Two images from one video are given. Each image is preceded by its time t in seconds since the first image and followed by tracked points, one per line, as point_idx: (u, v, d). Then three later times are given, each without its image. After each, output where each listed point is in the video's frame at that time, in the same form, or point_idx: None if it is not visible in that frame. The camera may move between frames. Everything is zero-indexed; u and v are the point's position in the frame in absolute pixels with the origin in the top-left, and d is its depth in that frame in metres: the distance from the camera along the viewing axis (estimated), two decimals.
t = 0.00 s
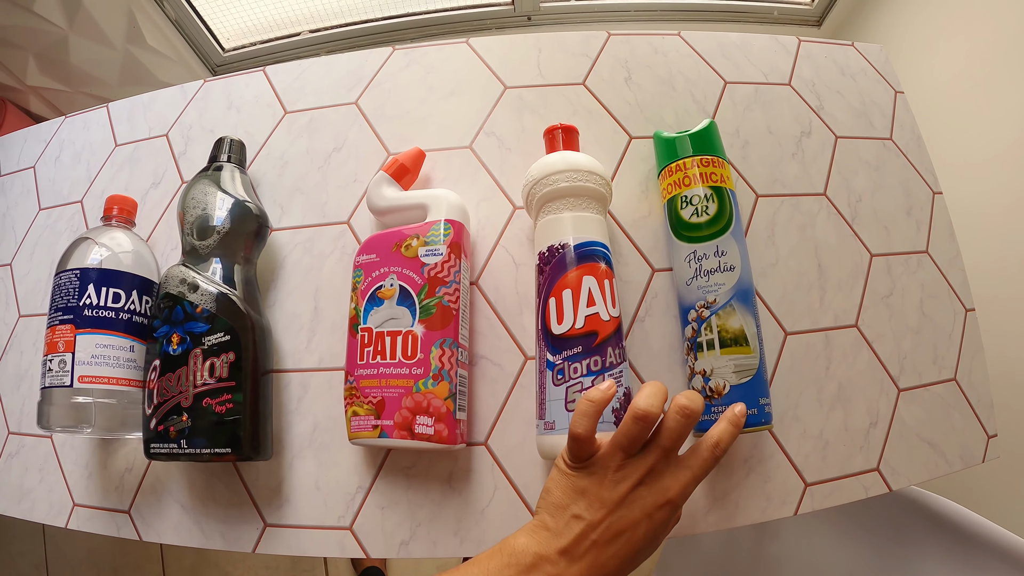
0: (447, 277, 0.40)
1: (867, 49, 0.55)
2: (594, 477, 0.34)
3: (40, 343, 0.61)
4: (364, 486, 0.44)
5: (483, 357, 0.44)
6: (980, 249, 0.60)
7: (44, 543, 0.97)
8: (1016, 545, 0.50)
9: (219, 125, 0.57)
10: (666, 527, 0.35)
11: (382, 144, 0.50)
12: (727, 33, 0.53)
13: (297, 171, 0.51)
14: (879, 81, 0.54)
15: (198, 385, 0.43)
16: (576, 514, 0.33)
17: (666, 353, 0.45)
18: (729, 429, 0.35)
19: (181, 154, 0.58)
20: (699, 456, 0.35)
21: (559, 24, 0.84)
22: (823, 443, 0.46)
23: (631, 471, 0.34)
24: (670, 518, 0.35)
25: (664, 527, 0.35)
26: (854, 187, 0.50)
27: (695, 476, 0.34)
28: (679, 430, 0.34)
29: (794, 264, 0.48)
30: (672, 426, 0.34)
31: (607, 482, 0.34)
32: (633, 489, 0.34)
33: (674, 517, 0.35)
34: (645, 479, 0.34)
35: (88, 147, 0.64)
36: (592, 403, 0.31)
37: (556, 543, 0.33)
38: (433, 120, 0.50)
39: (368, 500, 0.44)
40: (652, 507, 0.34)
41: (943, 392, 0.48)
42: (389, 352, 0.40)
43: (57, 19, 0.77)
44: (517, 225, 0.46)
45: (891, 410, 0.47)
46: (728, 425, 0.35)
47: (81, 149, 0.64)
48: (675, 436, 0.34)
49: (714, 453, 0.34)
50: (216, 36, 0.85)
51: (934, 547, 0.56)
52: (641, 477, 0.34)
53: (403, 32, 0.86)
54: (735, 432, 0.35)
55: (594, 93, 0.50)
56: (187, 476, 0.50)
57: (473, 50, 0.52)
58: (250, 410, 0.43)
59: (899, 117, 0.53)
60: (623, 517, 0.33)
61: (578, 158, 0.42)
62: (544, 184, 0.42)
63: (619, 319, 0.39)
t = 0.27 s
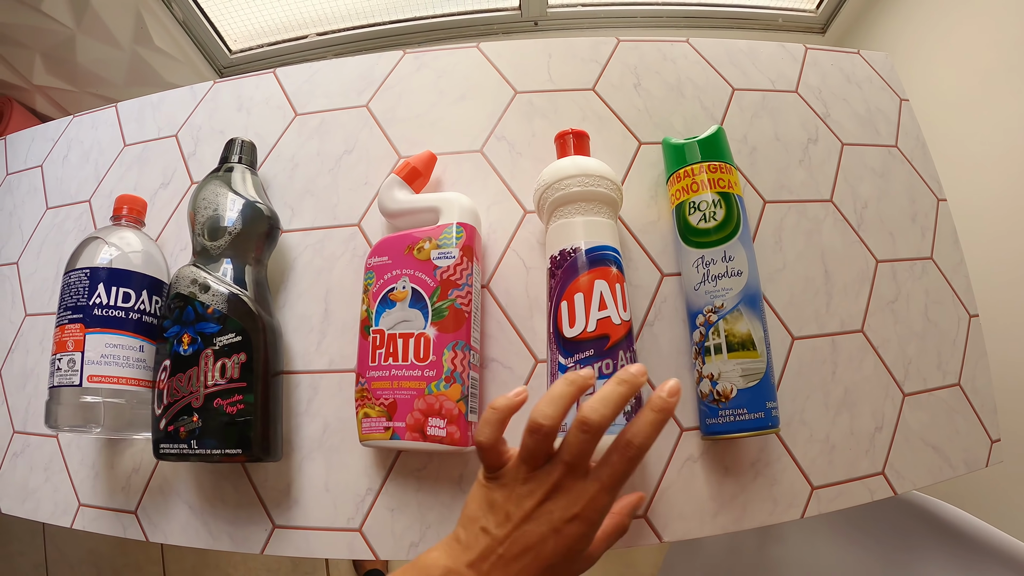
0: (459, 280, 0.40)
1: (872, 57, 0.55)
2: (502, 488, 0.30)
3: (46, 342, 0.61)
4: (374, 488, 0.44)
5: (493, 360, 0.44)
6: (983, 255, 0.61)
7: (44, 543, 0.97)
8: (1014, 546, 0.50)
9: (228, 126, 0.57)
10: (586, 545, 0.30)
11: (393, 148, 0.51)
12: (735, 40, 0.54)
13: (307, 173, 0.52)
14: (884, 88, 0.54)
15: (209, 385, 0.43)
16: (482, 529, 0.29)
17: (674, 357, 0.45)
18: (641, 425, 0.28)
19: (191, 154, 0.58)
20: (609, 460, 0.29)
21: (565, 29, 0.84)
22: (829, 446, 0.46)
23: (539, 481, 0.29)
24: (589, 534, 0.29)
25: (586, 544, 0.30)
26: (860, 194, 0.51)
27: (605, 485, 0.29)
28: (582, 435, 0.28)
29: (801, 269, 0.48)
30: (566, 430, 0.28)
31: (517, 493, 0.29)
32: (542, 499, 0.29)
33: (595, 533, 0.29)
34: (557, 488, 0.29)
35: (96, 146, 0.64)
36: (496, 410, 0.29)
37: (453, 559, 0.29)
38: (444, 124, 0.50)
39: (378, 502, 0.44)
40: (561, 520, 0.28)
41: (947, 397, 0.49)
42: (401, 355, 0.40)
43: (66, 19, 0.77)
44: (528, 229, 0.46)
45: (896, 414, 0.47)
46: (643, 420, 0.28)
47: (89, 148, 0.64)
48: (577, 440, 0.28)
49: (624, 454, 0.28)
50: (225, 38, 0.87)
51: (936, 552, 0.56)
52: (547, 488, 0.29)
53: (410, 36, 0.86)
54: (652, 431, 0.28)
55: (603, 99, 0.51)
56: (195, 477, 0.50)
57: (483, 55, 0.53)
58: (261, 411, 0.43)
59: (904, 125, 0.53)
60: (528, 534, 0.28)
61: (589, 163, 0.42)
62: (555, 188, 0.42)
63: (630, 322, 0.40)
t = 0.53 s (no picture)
0: (498, 283, 0.41)
1: (888, 66, 0.57)
2: (338, 511, 0.36)
3: (65, 344, 0.60)
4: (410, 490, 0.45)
5: (531, 363, 0.45)
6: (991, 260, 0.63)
7: (49, 546, 0.96)
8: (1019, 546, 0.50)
9: (254, 128, 0.57)
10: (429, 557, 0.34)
11: (424, 151, 0.51)
12: (758, 49, 0.55)
13: (337, 176, 0.52)
14: (900, 98, 0.56)
15: (245, 388, 0.42)
16: (328, 551, 0.34)
17: (704, 360, 0.47)
18: (445, 440, 0.33)
19: (216, 156, 0.58)
20: (417, 479, 0.33)
21: (580, 35, 0.85)
22: (852, 446, 0.47)
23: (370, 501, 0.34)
24: (421, 545, 0.33)
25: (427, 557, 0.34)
26: (879, 201, 0.53)
27: (418, 500, 0.33)
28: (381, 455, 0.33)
29: (824, 274, 0.50)
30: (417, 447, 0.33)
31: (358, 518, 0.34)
32: (369, 517, 0.34)
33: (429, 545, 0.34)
34: (384, 508, 0.34)
35: (116, 146, 0.63)
36: (323, 441, 0.36)
37: None
38: (475, 128, 0.51)
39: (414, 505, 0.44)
40: (388, 537, 0.33)
41: (963, 398, 0.50)
42: (441, 357, 0.40)
43: (80, 18, 0.76)
44: (561, 233, 0.47)
45: (915, 415, 0.49)
46: (444, 438, 0.33)
47: (108, 148, 0.63)
48: (383, 465, 0.33)
49: (427, 471, 0.33)
50: (239, 39, 0.87)
51: (945, 550, 0.56)
52: (369, 507, 0.34)
53: (425, 40, 0.87)
54: (451, 446, 0.33)
55: (632, 106, 0.52)
56: (225, 481, 0.50)
57: (511, 60, 0.53)
58: (298, 414, 0.43)
59: (918, 134, 0.55)
60: (363, 553, 0.33)
61: (622, 169, 0.43)
62: (592, 194, 0.43)
63: (666, 325, 0.41)
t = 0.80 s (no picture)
0: (541, 284, 0.42)
1: (903, 74, 0.60)
2: (318, 533, 0.39)
3: (90, 344, 0.60)
4: (449, 489, 0.45)
5: (569, 362, 0.47)
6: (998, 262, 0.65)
7: (56, 547, 0.95)
8: None
9: (285, 129, 0.58)
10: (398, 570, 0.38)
11: (459, 154, 0.52)
12: (779, 57, 0.57)
13: (372, 178, 0.53)
14: (914, 105, 0.59)
15: (288, 388, 0.42)
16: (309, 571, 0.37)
17: (734, 358, 0.48)
18: (411, 465, 0.37)
19: (246, 156, 0.58)
20: (388, 501, 0.37)
21: (596, 38, 0.86)
22: (874, 442, 0.49)
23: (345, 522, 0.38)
24: (394, 558, 0.38)
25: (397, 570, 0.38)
26: (896, 206, 0.55)
27: (389, 519, 0.37)
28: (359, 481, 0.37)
29: (845, 276, 0.52)
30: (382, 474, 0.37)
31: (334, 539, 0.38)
32: (347, 535, 0.38)
33: (400, 558, 0.38)
34: (358, 527, 0.38)
35: (140, 145, 0.64)
36: (307, 467, 0.38)
37: None
38: (509, 132, 0.52)
39: (454, 503, 0.45)
40: (364, 554, 0.37)
41: (977, 395, 0.52)
42: (485, 357, 0.41)
43: (97, 17, 0.77)
44: (596, 235, 0.49)
45: (933, 411, 0.51)
46: (409, 463, 0.37)
47: (133, 147, 0.64)
48: (361, 489, 0.37)
49: (397, 493, 0.37)
50: (256, 41, 0.87)
51: (958, 550, 0.54)
52: (345, 528, 0.38)
53: (444, 43, 0.88)
54: (417, 468, 0.37)
55: (661, 111, 0.53)
56: (259, 481, 0.51)
57: (543, 65, 0.55)
58: (341, 413, 0.44)
59: (932, 140, 0.58)
60: (342, 569, 0.37)
61: (661, 174, 0.44)
62: (630, 198, 0.44)
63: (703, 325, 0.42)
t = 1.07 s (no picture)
0: (559, 280, 0.43)
1: (907, 76, 0.62)
2: (343, 526, 0.41)
3: (102, 341, 0.60)
4: (466, 483, 0.46)
5: (584, 358, 0.48)
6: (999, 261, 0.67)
7: (59, 547, 0.94)
8: None
9: (300, 126, 0.59)
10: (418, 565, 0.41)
11: (475, 153, 0.54)
12: (788, 60, 0.58)
13: (389, 176, 0.54)
14: (919, 107, 0.60)
15: (308, 383, 0.42)
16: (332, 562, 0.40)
17: (746, 354, 0.49)
18: (439, 464, 0.40)
19: (261, 153, 0.59)
20: (416, 497, 0.40)
21: (604, 40, 0.88)
22: (882, 436, 0.50)
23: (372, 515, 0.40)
24: (415, 553, 0.40)
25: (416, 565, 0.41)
26: (901, 206, 0.56)
27: (415, 514, 0.40)
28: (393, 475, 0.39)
29: (853, 274, 0.53)
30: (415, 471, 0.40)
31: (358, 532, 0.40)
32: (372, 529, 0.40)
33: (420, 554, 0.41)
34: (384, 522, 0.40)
35: (154, 142, 0.65)
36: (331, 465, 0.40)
37: None
38: (524, 132, 0.54)
39: (471, 497, 0.45)
40: (389, 548, 0.39)
41: (982, 391, 0.53)
42: (504, 352, 0.42)
43: (106, 15, 0.76)
44: (611, 233, 0.50)
45: (939, 407, 0.52)
46: (437, 461, 0.40)
47: (146, 144, 0.65)
48: (393, 482, 0.39)
49: (424, 490, 0.40)
50: (265, 40, 0.88)
51: (961, 547, 0.53)
52: (372, 521, 0.40)
53: (453, 43, 0.88)
54: (445, 468, 0.40)
55: (672, 112, 0.55)
56: (276, 477, 0.51)
57: (557, 66, 0.56)
58: (360, 409, 0.43)
59: (937, 140, 0.59)
60: (365, 562, 0.39)
61: (675, 173, 0.45)
62: (645, 197, 0.45)
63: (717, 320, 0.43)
